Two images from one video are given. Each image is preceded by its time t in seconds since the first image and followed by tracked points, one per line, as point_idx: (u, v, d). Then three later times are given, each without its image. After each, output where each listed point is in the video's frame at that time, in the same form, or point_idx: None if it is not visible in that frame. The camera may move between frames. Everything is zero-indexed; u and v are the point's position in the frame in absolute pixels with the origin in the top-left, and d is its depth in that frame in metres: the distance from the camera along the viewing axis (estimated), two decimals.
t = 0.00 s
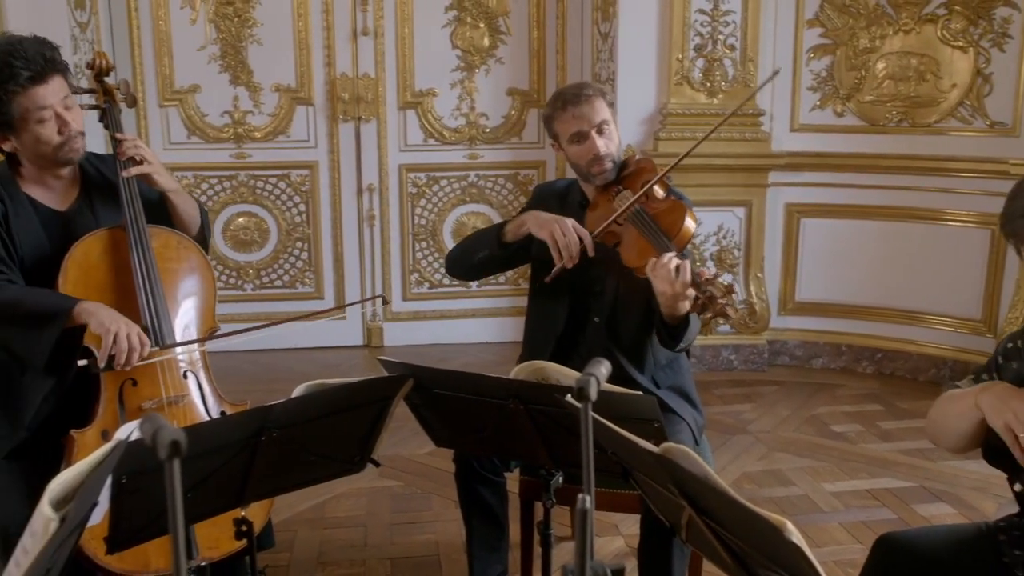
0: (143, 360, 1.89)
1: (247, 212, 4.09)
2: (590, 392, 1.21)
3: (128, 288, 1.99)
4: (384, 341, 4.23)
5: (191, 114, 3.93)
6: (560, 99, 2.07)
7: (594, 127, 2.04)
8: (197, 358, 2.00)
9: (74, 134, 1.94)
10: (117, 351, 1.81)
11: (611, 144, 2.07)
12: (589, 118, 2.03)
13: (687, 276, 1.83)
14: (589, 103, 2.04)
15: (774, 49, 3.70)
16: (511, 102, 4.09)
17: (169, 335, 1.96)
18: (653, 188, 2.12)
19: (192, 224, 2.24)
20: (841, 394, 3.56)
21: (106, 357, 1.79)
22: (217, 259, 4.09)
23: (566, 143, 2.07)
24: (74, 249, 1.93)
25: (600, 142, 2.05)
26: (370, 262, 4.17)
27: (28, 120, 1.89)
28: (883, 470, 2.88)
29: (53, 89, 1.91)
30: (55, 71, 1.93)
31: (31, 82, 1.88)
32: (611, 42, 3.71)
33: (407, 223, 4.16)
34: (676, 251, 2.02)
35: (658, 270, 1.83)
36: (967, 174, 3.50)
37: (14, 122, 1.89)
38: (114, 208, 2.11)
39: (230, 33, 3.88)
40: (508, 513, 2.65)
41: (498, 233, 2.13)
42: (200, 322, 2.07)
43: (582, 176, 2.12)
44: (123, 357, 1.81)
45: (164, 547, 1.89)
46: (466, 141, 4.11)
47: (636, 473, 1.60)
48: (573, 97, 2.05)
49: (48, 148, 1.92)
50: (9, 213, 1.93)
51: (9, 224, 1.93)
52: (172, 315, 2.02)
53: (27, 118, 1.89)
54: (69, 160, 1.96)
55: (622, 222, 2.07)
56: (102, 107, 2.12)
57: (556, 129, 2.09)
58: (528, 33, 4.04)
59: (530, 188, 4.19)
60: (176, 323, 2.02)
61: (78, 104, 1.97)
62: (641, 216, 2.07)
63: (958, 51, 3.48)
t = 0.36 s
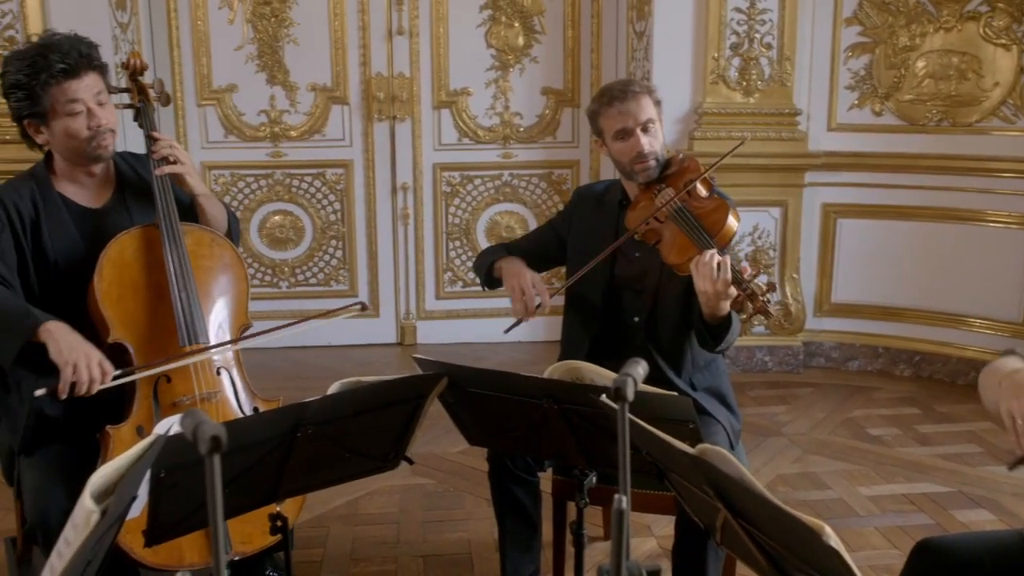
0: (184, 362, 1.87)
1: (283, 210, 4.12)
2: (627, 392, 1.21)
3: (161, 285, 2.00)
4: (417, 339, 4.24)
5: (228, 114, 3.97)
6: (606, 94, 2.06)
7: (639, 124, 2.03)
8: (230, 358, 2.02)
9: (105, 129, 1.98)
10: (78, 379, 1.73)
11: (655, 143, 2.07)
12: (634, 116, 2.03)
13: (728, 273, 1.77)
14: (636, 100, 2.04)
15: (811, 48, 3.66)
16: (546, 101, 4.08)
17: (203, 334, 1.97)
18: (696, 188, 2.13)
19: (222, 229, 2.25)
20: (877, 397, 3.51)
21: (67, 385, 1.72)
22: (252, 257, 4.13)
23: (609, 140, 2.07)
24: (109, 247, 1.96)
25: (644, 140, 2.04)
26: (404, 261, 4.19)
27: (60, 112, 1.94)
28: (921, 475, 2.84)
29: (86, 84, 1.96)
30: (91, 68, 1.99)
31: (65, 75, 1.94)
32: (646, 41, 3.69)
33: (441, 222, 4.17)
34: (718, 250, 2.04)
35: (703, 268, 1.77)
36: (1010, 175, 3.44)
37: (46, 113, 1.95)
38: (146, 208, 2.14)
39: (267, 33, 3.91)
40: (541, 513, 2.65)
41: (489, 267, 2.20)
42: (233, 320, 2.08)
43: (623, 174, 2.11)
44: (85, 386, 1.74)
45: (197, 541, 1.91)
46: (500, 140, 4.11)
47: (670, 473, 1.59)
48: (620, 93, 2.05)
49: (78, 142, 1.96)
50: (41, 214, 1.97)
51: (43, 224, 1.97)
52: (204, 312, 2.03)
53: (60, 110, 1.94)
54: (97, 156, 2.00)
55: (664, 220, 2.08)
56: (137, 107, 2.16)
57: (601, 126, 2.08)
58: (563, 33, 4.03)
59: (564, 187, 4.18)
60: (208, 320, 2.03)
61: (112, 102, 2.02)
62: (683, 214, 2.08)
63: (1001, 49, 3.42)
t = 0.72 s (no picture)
0: (219, 348, 1.92)
1: (315, 208, 4.15)
2: (661, 392, 1.20)
3: (207, 279, 2.02)
4: (447, 337, 4.26)
5: (261, 112, 4.01)
6: (653, 85, 2.08)
7: (681, 117, 2.04)
8: (272, 352, 2.03)
9: (142, 112, 2.00)
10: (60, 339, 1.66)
11: (695, 139, 2.07)
12: (678, 108, 2.04)
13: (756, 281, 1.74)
14: (682, 92, 2.05)
15: (846, 46, 3.63)
16: (577, 100, 4.07)
17: (246, 328, 1.99)
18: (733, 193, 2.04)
19: (265, 220, 2.28)
20: (912, 400, 3.47)
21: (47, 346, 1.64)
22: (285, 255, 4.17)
23: (651, 130, 2.07)
24: (159, 240, 1.98)
25: (684, 134, 2.04)
26: (435, 259, 4.20)
27: (98, 98, 1.98)
28: (955, 479, 2.80)
29: (120, 70, 2.00)
30: (125, 55, 2.03)
31: (99, 62, 1.98)
32: (679, 39, 3.67)
33: (472, 221, 4.18)
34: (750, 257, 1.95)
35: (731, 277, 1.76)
36: None
37: (84, 101, 1.98)
38: (190, 201, 2.17)
39: (300, 33, 3.95)
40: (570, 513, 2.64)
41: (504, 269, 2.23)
42: (276, 316, 2.10)
43: (658, 168, 2.10)
44: (65, 348, 1.66)
45: (235, 534, 1.93)
46: (531, 139, 4.11)
47: (702, 474, 1.58)
48: (669, 84, 2.06)
49: (116, 126, 1.99)
50: (87, 203, 2.00)
51: (90, 212, 2.00)
52: (248, 307, 2.05)
53: (95, 96, 1.98)
54: (138, 141, 2.02)
55: (696, 221, 2.02)
56: (187, 103, 2.19)
57: (644, 115, 2.09)
58: (595, 31, 4.01)
59: (595, 186, 4.17)
60: (251, 315, 2.05)
61: (148, 89, 2.06)
62: (717, 218, 2.00)
63: None
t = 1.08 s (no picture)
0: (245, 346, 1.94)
1: (342, 207, 4.17)
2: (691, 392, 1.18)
3: (233, 279, 2.04)
4: (473, 336, 4.26)
5: (290, 112, 4.04)
6: (658, 89, 2.07)
7: (688, 118, 2.02)
8: (297, 350, 2.04)
9: (185, 131, 2.03)
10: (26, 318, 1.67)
11: (705, 139, 2.04)
12: (684, 108, 2.02)
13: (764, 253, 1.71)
14: (686, 93, 2.03)
15: (876, 45, 3.59)
16: (604, 99, 4.06)
17: (272, 326, 2.01)
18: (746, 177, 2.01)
19: (296, 212, 2.31)
20: (941, 403, 3.42)
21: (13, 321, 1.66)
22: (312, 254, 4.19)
23: (661, 133, 2.07)
24: (186, 240, 2.00)
25: (692, 134, 2.02)
26: (461, 258, 4.21)
27: (145, 112, 1.99)
28: (986, 483, 2.76)
29: (172, 87, 2.01)
30: (179, 71, 2.03)
31: (154, 78, 1.99)
32: (706, 38, 3.65)
33: (498, 220, 4.18)
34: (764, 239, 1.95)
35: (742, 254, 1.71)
36: None
37: (131, 111, 2.00)
38: (218, 199, 2.19)
39: (328, 33, 3.97)
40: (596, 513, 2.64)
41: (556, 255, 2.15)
42: (302, 315, 2.12)
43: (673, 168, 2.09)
44: (31, 325, 1.67)
45: (261, 531, 1.95)
46: (558, 139, 4.10)
47: (730, 476, 1.57)
48: (670, 87, 2.05)
49: (159, 141, 2.01)
50: (116, 202, 2.02)
51: (119, 211, 2.02)
52: (274, 305, 2.07)
53: (144, 110, 1.99)
54: (175, 155, 2.05)
55: (711, 213, 2.00)
56: (214, 106, 2.21)
57: (654, 118, 2.09)
58: (622, 30, 4.00)
59: (621, 186, 4.15)
60: (277, 313, 2.06)
61: (195, 105, 2.07)
62: (732, 205, 1.98)
63: None
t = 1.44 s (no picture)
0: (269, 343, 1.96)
1: (367, 206, 4.19)
2: (718, 393, 1.19)
3: (258, 278, 2.05)
4: (496, 335, 4.27)
5: (315, 111, 4.06)
6: (676, 89, 2.05)
7: (707, 118, 2.00)
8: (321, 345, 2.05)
9: (206, 120, 2.04)
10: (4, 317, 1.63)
11: (725, 137, 2.02)
12: (702, 108, 2.00)
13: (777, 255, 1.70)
14: (704, 92, 2.01)
15: (905, 43, 3.55)
16: (629, 98, 4.04)
17: (295, 323, 2.02)
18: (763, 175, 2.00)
19: (322, 202, 2.32)
20: (969, 406, 3.38)
21: None
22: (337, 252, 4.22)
23: (680, 133, 2.05)
24: (211, 239, 2.02)
25: (710, 133, 2.01)
26: (485, 257, 4.22)
27: (164, 105, 2.01)
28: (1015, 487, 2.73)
29: (187, 77, 2.03)
30: (191, 63, 2.05)
31: (168, 70, 2.01)
32: (732, 37, 3.63)
33: (523, 219, 4.18)
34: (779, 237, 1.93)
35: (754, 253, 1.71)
36: None
37: (151, 107, 2.02)
38: (244, 196, 2.20)
39: (354, 32, 3.99)
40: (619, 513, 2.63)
41: (590, 241, 2.13)
42: (326, 313, 2.13)
43: (693, 168, 2.08)
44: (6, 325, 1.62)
45: (286, 528, 1.96)
46: (582, 138, 4.09)
47: (756, 478, 1.56)
48: (688, 86, 2.03)
49: (181, 134, 2.03)
50: (142, 199, 2.04)
51: (146, 209, 2.04)
52: (299, 303, 2.08)
53: (163, 104, 2.01)
54: (200, 147, 2.06)
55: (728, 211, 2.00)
56: (240, 105, 2.22)
57: (673, 118, 2.07)
58: (647, 29, 3.98)
59: (646, 185, 4.14)
60: (302, 312, 2.07)
61: (212, 95, 2.09)
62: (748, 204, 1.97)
63: None
